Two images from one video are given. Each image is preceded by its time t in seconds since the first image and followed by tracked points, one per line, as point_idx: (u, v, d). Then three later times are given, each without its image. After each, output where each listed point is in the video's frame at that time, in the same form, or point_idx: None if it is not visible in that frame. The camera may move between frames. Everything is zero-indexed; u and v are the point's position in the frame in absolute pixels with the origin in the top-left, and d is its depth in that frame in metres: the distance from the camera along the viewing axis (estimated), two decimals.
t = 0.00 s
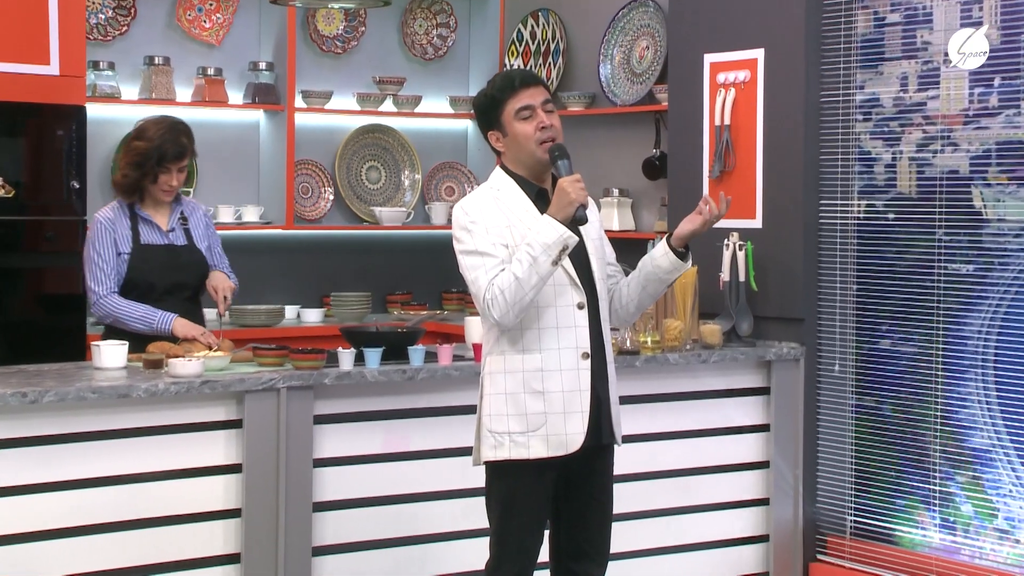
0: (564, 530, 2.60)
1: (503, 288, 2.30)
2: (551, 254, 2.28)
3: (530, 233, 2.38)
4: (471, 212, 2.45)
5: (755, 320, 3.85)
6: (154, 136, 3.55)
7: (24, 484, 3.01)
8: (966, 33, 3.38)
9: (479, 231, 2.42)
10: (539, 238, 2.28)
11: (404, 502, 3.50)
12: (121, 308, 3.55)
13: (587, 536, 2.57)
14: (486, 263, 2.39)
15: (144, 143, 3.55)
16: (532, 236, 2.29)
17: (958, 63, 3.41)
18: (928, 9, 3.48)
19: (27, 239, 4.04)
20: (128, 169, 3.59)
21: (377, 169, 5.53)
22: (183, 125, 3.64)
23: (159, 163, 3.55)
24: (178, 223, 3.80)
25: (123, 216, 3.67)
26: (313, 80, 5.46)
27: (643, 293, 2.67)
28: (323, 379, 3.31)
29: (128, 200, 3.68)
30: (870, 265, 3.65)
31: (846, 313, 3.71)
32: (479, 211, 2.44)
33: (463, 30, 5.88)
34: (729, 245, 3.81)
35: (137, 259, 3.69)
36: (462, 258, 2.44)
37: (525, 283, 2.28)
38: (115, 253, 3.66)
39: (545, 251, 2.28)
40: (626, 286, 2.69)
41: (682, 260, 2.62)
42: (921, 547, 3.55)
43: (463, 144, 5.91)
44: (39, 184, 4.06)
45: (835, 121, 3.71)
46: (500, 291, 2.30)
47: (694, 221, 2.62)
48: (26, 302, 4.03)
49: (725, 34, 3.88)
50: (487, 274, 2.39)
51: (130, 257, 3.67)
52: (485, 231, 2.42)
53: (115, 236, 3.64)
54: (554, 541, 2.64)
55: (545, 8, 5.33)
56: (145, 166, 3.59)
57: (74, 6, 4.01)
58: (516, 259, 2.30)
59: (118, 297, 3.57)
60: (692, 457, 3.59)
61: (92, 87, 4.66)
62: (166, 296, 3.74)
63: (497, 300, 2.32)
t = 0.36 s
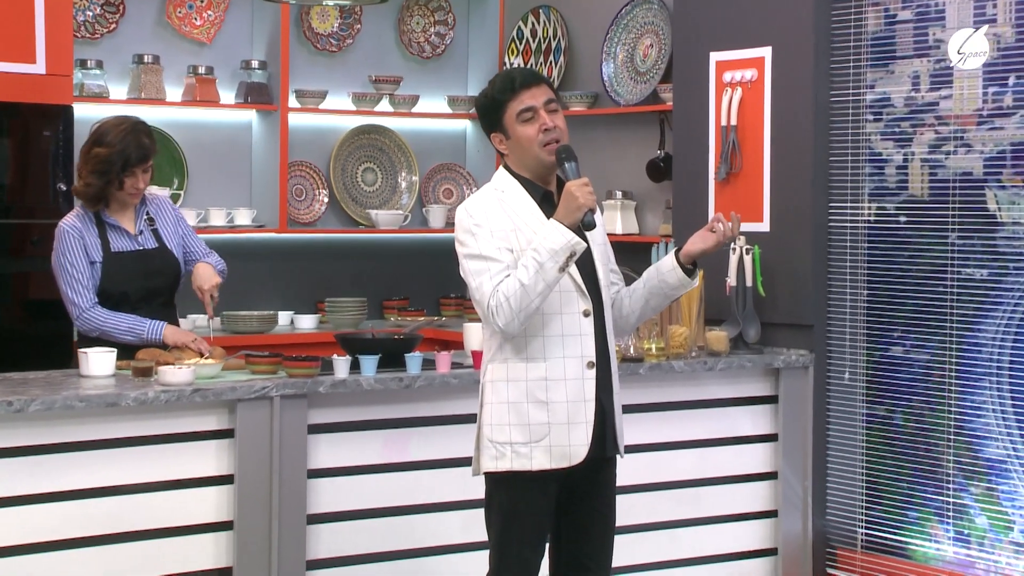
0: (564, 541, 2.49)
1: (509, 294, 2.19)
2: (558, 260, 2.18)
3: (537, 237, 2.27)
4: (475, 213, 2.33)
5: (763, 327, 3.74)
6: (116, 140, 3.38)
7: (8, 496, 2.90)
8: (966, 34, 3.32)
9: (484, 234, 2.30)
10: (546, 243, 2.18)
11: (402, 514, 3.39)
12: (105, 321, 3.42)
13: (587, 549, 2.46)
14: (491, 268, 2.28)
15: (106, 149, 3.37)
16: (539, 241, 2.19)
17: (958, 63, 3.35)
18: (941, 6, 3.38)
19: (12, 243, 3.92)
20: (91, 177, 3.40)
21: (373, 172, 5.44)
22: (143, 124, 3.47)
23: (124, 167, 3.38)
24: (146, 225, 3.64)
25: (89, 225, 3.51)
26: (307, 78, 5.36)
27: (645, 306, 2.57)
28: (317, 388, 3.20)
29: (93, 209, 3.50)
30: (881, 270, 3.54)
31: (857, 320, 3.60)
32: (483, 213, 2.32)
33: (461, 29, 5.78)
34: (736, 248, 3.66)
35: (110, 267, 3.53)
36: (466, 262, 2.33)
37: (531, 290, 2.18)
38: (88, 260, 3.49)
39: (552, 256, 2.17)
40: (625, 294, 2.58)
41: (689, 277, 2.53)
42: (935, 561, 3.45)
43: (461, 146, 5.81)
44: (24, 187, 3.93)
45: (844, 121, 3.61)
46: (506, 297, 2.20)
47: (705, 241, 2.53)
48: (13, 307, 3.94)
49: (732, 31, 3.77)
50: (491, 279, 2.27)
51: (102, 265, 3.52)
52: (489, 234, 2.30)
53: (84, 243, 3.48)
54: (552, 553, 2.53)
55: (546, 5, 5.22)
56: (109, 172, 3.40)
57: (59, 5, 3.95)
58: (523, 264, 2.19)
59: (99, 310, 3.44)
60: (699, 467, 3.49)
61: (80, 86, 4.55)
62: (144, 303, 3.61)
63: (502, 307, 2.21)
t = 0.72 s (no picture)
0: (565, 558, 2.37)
1: (515, 304, 2.07)
2: (568, 270, 2.06)
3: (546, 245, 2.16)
4: (480, 217, 2.20)
5: (772, 336, 3.62)
6: (97, 142, 3.26)
7: None
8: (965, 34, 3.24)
9: (489, 240, 2.17)
10: (556, 252, 2.06)
11: (400, 527, 3.24)
12: (89, 331, 3.30)
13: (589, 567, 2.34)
14: (497, 276, 2.15)
15: (86, 153, 3.26)
16: (548, 249, 2.07)
17: (959, 63, 3.26)
18: (955, 3, 3.26)
19: None
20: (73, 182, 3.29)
21: (367, 174, 5.31)
22: (125, 126, 3.35)
23: (105, 171, 3.26)
24: (132, 229, 3.52)
25: (71, 232, 3.38)
26: (299, 79, 5.25)
27: (646, 319, 2.46)
28: (309, 398, 3.05)
29: (77, 216, 3.37)
30: (894, 276, 3.42)
31: (868, 327, 3.48)
32: (488, 217, 2.19)
33: (458, 28, 5.66)
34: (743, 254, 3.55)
35: (93, 275, 3.41)
36: (469, 269, 2.20)
37: (539, 301, 2.06)
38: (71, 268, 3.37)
39: (562, 266, 2.06)
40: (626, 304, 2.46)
41: (694, 293, 2.44)
42: None
43: (459, 147, 5.68)
44: (5, 190, 3.82)
45: (855, 122, 3.49)
46: (512, 308, 2.07)
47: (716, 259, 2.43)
48: None
49: (738, 29, 3.65)
50: (497, 288, 2.14)
51: (86, 270, 3.39)
52: (495, 240, 2.18)
53: (67, 251, 3.36)
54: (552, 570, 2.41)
55: (546, 2, 5.10)
56: (91, 177, 3.28)
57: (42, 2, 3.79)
58: (530, 273, 2.07)
59: (83, 319, 3.32)
60: (704, 482, 3.37)
61: (64, 86, 4.43)
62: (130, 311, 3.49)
63: (508, 318, 2.08)
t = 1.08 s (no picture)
0: None
1: (523, 317, 1.97)
2: (579, 284, 1.97)
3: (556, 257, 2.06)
4: (487, 225, 2.10)
5: (779, 345, 3.52)
6: (92, 147, 3.16)
7: None
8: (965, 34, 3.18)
9: (497, 250, 2.07)
10: (566, 264, 1.97)
11: (396, 544, 3.13)
12: (79, 340, 3.20)
13: None
14: (504, 288, 2.05)
15: (80, 158, 3.16)
16: (558, 261, 1.98)
17: (958, 64, 3.20)
18: (967, 2, 3.17)
19: None
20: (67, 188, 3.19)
21: (362, 179, 5.22)
22: (121, 130, 3.25)
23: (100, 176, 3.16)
24: (127, 235, 3.42)
25: (63, 239, 3.28)
26: (292, 84, 5.15)
27: (645, 334, 2.40)
28: (303, 409, 2.94)
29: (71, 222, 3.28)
30: (904, 284, 3.33)
31: (879, 336, 3.38)
32: (495, 225, 2.10)
33: (456, 29, 5.57)
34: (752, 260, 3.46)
35: (85, 283, 3.30)
36: (474, 279, 2.10)
37: (548, 314, 1.96)
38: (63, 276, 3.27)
39: (573, 279, 1.96)
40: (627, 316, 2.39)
41: (696, 317, 2.36)
42: None
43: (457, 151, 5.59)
44: None
45: (864, 126, 3.40)
46: (520, 321, 1.97)
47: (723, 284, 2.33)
48: None
49: (743, 29, 3.56)
50: (504, 301, 2.04)
51: (78, 278, 3.29)
52: (502, 249, 2.08)
53: (58, 258, 3.26)
54: None
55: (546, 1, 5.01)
56: (85, 182, 3.19)
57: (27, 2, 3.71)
58: (539, 286, 1.97)
59: (74, 328, 3.22)
60: (708, 495, 3.27)
61: (49, 88, 4.34)
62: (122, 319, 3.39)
63: (515, 332, 1.98)
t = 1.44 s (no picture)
0: None
1: (528, 329, 1.86)
2: (585, 295, 1.86)
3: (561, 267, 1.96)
4: (490, 232, 1.99)
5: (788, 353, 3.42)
6: (80, 152, 3.05)
7: None
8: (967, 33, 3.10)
9: (500, 258, 1.97)
10: (572, 275, 1.86)
11: (391, 561, 3.01)
12: (65, 349, 3.09)
13: None
14: (507, 298, 1.94)
15: (68, 162, 3.05)
16: (564, 272, 1.87)
17: (960, 64, 3.12)
18: None
19: None
20: (54, 194, 3.08)
21: (356, 183, 5.10)
22: (110, 134, 3.13)
23: (87, 182, 3.05)
24: (116, 240, 3.30)
25: (49, 245, 3.17)
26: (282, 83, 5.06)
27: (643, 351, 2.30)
28: (295, 421, 2.82)
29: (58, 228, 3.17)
30: (917, 292, 3.22)
31: (891, 346, 3.27)
32: (498, 232, 1.99)
33: (454, 29, 5.46)
34: (756, 268, 3.40)
35: (72, 289, 3.19)
36: (475, 287, 1.98)
37: (553, 327, 1.86)
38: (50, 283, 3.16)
39: (580, 291, 1.86)
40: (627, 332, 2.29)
41: (700, 340, 2.27)
42: None
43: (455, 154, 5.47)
44: None
45: (875, 127, 3.29)
46: (524, 334, 1.86)
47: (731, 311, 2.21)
48: None
49: (749, 27, 3.45)
50: (507, 312, 1.93)
51: (65, 285, 3.18)
52: (506, 258, 1.97)
53: (44, 264, 3.15)
54: None
55: None
56: (73, 187, 3.07)
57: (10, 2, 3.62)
58: (544, 297, 1.87)
59: (60, 337, 3.10)
60: (713, 509, 3.16)
61: (33, 88, 4.23)
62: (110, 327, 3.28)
63: (519, 345, 1.88)
